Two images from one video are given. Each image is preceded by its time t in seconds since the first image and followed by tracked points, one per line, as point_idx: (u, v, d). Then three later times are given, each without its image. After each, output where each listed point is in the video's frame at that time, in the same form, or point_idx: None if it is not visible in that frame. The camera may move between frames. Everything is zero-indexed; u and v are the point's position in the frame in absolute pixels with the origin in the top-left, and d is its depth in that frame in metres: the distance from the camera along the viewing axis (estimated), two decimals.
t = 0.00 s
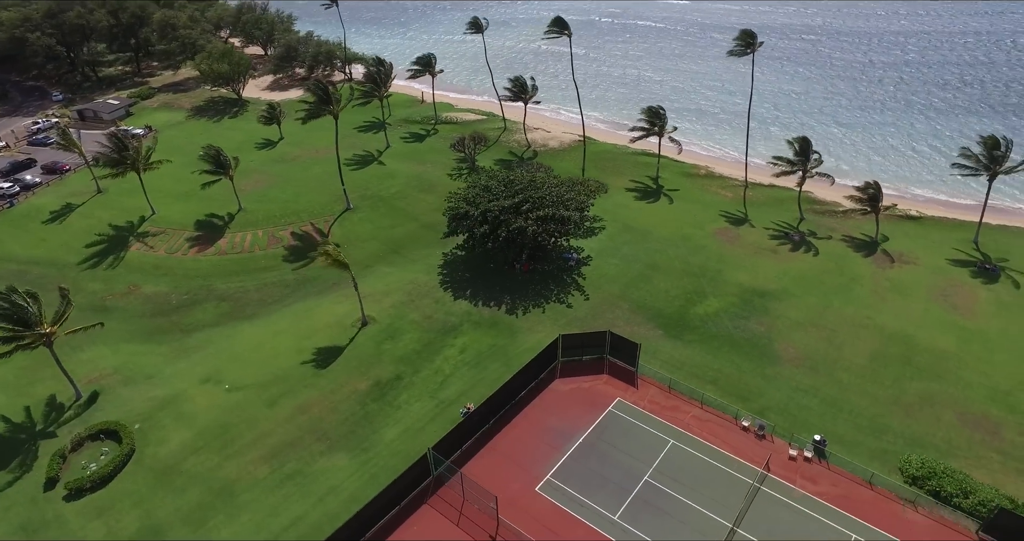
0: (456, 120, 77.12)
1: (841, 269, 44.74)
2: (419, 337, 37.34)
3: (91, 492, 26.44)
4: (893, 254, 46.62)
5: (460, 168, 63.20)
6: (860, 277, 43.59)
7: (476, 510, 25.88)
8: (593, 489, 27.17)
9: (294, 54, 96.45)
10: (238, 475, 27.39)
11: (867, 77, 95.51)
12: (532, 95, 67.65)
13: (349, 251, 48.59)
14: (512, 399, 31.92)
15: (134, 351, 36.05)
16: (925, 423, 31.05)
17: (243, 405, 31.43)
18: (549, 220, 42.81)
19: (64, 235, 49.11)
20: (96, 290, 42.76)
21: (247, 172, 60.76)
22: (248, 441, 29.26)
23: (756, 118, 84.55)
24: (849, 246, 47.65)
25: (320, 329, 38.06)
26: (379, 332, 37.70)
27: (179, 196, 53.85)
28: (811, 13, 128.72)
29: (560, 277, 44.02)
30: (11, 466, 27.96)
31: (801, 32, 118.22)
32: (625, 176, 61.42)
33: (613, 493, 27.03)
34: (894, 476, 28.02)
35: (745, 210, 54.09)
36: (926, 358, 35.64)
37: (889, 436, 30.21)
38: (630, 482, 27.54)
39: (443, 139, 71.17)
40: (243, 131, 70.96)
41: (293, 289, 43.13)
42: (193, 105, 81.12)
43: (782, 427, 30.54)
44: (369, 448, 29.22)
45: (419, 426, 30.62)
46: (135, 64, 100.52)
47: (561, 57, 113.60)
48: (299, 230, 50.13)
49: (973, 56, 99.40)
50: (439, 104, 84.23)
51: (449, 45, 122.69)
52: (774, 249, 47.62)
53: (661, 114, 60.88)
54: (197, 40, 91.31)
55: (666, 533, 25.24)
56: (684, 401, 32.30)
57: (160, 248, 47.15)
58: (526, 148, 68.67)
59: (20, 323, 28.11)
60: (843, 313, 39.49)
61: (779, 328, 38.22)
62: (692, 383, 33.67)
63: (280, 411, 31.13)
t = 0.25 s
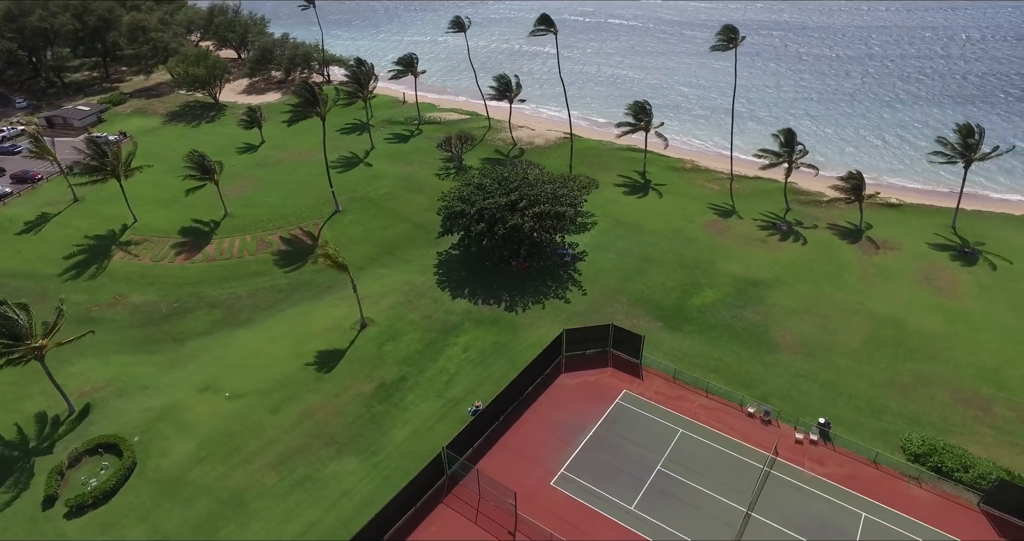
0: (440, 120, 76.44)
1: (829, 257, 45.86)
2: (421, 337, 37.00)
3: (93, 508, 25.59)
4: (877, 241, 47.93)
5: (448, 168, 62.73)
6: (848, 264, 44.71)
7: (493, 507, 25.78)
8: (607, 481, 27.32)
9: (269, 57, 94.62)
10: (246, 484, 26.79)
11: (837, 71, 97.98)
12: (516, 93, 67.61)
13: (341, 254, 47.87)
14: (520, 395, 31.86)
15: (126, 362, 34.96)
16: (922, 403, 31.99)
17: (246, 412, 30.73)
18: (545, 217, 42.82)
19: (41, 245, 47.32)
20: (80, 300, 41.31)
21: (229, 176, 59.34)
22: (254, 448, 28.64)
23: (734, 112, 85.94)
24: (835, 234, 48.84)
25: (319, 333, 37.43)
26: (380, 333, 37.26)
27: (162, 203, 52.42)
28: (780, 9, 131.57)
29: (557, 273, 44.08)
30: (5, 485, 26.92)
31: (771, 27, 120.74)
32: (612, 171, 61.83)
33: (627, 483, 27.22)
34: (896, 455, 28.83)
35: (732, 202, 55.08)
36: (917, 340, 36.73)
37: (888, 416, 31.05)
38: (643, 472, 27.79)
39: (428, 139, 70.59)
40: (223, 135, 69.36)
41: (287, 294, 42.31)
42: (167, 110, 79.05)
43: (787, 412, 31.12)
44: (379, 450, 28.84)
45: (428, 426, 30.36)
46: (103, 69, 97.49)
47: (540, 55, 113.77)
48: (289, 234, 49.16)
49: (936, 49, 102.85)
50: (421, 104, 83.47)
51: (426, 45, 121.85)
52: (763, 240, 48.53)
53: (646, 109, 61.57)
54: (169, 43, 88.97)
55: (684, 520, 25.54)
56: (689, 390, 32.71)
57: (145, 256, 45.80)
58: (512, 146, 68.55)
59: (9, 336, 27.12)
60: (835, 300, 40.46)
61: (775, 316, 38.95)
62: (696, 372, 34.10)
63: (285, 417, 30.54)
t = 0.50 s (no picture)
0: (421, 121, 75.56)
1: (815, 245, 47.03)
2: (422, 338, 36.64)
3: (96, 526, 24.67)
4: (860, 228, 49.36)
5: (433, 168, 62.15)
6: (834, 251, 45.92)
7: (510, 504, 25.67)
8: (621, 471, 27.46)
9: (242, 60, 92.49)
10: (256, 493, 26.18)
11: (807, 64, 100.42)
12: (499, 91, 67.40)
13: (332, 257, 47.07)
14: (527, 391, 31.80)
15: (117, 374, 33.77)
16: (915, 381, 33.05)
17: (249, 421, 29.99)
18: (539, 213, 42.82)
19: (15, 258, 45.37)
20: (61, 314, 39.73)
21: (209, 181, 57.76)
22: (260, 457, 27.99)
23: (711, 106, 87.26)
24: (819, 223, 50.12)
25: (316, 337, 36.76)
26: (379, 335, 36.77)
27: (141, 211, 50.81)
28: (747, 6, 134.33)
29: (552, 268, 44.16)
30: None
31: (739, 23, 123.17)
32: (598, 167, 62.25)
33: (641, 473, 27.42)
34: (896, 432, 29.69)
35: (718, 193, 56.09)
36: (905, 321, 37.93)
37: (885, 396, 31.99)
38: (655, 462, 28.02)
39: (410, 140, 69.87)
40: (199, 141, 67.59)
41: (279, 299, 41.40)
42: (138, 116, 76.70)
43: (790, 396, 31.75)
44: (390, 452, 28.47)
45: (437, 426, 30.08)
46: (66, 75, 94.04)
47: (517, 54, 113.74)
48: (277, 238, 48.08)
49: (898, 42, 106.26)
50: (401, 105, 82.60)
51: (401, 46, 120.73)
52: (751, 230, 49.49)
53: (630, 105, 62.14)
54: (137, 48, 86.32)
55: (699, 506, 25.84)
56: (692, 379, 33.14)
57: (128, 266, 44.34)
58: (496, 145, 68.35)
59: None
60: (825, 286, 41.51)
61: (769, 303, 39.75)
62: (698, 361, 34.54)
63: (290, 424, 29.92)
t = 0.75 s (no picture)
0: (402, 121, 74.37)
1: (800, 234, 48.19)
2: (422, 337, 36.29)
3: None
4: (842, 216, 50.77)
5: (418, 168, 61.48)
6: (819, 239, 47.08)
7: (527, 498, 25.65)
8: (633, 461, 27.68)
9: (214, 63, 90.21)
10: (265, 501, 25.63)
11: (778, 59, 102.62)
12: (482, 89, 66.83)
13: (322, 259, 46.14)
14: (533, 386, 31.79)
15: (108, 386, 32.62)
16: (907, 361, 34.14)
17: (251, 428, 29.29)
18: (533, 209, 42.81)
19: None
20: (41, 327, 38.15)
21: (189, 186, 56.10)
22: (267, 464, 27.37)
23: (688, 100, 88.42)
24: (803, 212, 51.40)
25: (314, 341, 36.09)
26: (379, 336, 36.29)
27: (120, 219, 49.19)
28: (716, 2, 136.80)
29: (547, 264, 44.22)
30: None
31: (709, 19, 125.38)
32: (583, 163, 62.57)
33: (653, 461, 27.69)
34: (893, 411, 30.61)
35: (703, 186, 57.12)
36: (892, 304, 39.12)
37: (880, 377, 32.94)
38: (665, 450, 28.34)
39: (393, 139, 68.95)
40: (175, 146, 65.72)
41: (271, 304, 40.51)
42: (108, 122, 74.24)
43: (790, 381, 32.41)
44: (400, 453, 28.13)
45: (445, 425, 29.84)
46: (27, 81, 90.41)
47: (493, 53, 113.39)
48: (264, 242, 46.92)
49: (863, 36, 109.46)
50: (380, 105, 81.52)
51: (375, 47, 119.39)
52: (738, 221, 50.42)
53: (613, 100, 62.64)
54: (103, 52, 83.59)
55: (712, 491, 26.23)
56: (694, 368, 33.62)
57: (110, 275, 42.86)
58: (480, 143, 68.00)
59: None
60: (813, 273, 42.54)
61: (761, 292, 40.53)
62: (698, 350, 35.01)
63: (294, 429, 29.33)
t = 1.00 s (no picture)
0: (388, 121, 73.42)
1: (790, 224, 49.18)
2: (425, 335, 36.04)
3: None
4: (828, 205, 52.07)
5: (408, 168, 61.07)
6: (808, 229, 48.15)
7: (545, 491, 25.66)
8: (647, 450, 27.92)
9: (190, 66, 88.20)
10: (279, 506, 25.15)
11: (755, 54, 104.42)
12: (469, 88, 66.62)
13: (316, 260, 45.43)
14: (542, 380, 31.85)
15: (104, 397, 31.66)
16: (901, 343, 35.08)
17: (258, 433, 28.70)
18: (530, 205, 42.84)
19: None
20: (28, 338, 36.85)
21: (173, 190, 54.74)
22: (278, 468, 26.85)
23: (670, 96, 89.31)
24: (791, 202, 52.61)
25: (315, 343, 35.54)
26: (381, 336, 35.93)
27: (104, 226, 47.82)
28: None
29: (545, 259, 44.33)
30: None
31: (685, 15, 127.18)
32: (573, 159, 62.93)
33: (666, 450, 27.97)
34: (893, 391, 31.44)
35: (692, 179, 58.12)
36: (883, 289, 40.17)
37: (877, 359, 33.79)
38: (676, 438, 28.65)
39: (380, 139, 68.35)
40: (155, 150, 64.11)
41: (268, 308, 39.76)
42: (82, 128, 72.04)
43: (792, 366, 33.05)
44: (413, 452, 27.87)
45: (456, 422, 29.68)
46: None
47: (473, 52, 113.02)
48: (256, 246, 45.99)
49: (835, 31, 112.16)
50: (364, 105, 80.74)
51: (354, 48, 118.15)
52: (729, 212, 51.30)
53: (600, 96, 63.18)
54: (74, 55, 81.05)
55: (725, 476, 26.60)
56: (698, 357, 34.06)
57: (98, 283, 41.65)
58: (467, 142, 67.68)
59: None
60: (806, 261, 43.43)
61: (757, 280, 41.24)
62: (701, 339, 35.47)
63: (303, 432, 28.83)
